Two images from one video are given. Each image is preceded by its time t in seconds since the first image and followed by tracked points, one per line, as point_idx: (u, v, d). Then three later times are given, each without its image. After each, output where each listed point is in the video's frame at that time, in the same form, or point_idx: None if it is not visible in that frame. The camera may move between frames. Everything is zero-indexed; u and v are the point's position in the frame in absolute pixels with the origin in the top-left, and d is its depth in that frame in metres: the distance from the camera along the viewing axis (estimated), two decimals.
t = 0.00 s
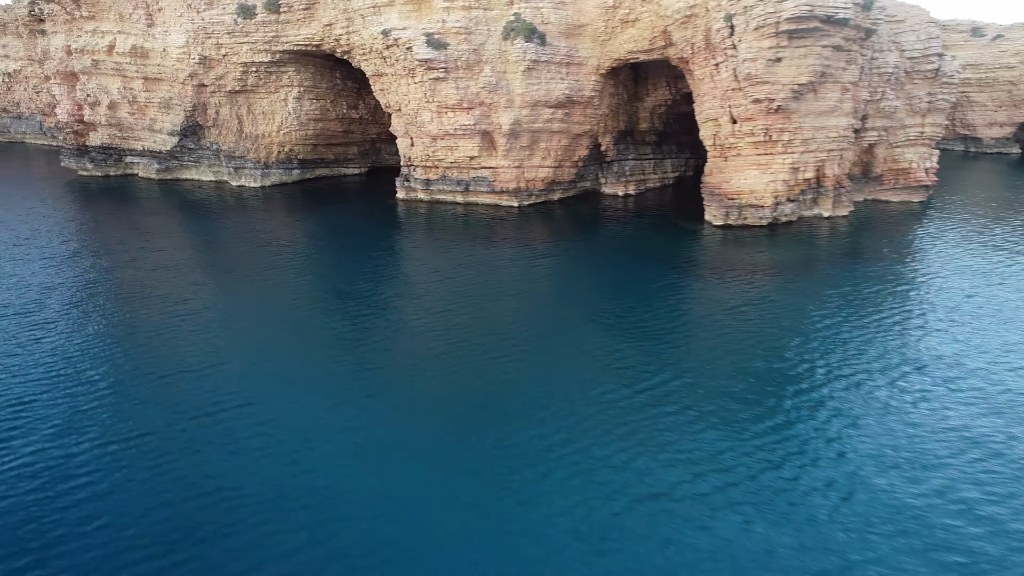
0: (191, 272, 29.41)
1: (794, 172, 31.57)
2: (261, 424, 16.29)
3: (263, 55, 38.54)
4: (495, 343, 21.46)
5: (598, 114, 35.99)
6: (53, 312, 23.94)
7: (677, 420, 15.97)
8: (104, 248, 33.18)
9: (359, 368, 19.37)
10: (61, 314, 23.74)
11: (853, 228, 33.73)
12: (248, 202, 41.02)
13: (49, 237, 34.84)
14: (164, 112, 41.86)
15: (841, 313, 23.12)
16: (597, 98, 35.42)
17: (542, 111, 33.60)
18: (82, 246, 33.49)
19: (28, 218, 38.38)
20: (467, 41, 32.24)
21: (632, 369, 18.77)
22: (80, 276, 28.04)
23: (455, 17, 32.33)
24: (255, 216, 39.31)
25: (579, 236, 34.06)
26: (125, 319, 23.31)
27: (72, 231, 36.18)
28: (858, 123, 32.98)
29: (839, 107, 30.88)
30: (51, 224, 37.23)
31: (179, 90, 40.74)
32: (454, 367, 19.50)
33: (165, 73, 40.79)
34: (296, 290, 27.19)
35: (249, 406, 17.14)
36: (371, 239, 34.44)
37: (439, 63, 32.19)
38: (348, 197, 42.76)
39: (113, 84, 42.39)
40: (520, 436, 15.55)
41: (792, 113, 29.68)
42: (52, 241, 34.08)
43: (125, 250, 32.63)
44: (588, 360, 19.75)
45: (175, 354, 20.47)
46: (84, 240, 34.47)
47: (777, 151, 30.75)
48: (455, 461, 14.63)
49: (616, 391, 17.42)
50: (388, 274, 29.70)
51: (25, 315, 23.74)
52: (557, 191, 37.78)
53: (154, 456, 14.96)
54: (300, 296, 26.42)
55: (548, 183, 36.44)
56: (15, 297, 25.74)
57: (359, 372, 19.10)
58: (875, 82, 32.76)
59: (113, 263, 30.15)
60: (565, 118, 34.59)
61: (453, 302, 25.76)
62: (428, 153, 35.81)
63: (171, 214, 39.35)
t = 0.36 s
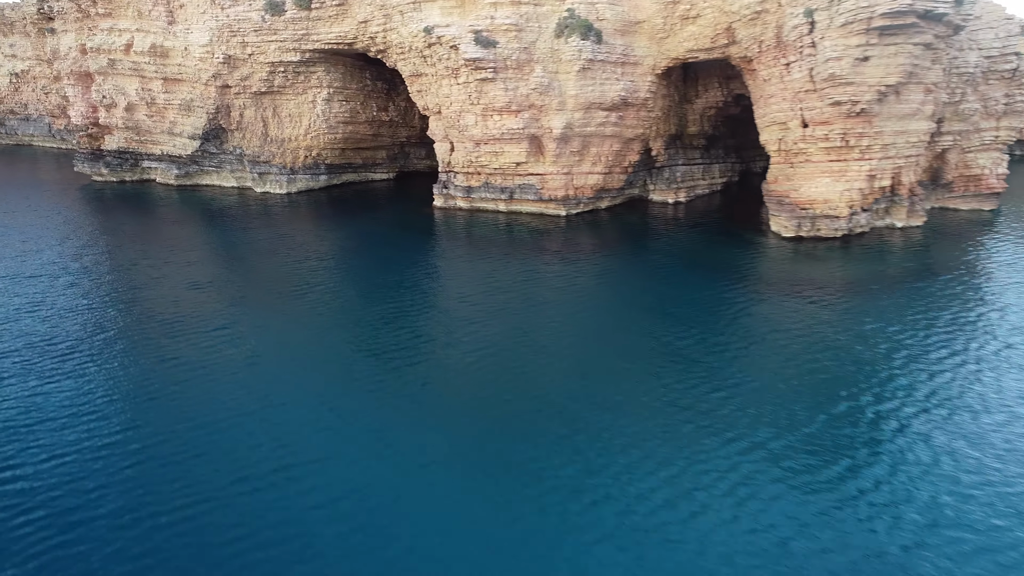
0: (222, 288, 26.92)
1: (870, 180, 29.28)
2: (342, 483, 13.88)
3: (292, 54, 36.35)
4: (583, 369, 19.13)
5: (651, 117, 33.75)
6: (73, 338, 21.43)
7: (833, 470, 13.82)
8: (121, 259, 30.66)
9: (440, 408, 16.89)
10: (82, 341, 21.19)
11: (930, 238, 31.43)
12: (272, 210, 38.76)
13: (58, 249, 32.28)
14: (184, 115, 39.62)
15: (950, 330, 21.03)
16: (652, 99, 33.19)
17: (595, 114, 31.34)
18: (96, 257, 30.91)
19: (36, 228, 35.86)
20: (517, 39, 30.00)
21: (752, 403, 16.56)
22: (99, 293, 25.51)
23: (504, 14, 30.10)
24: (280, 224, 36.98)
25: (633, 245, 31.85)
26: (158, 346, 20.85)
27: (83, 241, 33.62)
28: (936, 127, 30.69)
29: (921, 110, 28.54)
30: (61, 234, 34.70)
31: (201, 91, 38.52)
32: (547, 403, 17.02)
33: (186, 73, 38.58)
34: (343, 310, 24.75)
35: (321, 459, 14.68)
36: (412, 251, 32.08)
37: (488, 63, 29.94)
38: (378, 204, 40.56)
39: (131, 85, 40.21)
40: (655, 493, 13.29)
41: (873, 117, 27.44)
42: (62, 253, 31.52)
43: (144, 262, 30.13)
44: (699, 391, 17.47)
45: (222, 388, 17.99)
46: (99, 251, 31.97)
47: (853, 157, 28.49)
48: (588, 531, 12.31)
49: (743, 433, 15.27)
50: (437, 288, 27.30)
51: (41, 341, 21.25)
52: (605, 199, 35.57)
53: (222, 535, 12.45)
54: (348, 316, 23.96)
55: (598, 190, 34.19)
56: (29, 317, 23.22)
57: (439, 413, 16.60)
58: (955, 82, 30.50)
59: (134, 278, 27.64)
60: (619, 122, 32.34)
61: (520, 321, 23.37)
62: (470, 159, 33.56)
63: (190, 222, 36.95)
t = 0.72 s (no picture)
0: (253, 307, 24.24)
1: (955, 190, 26.57)
2: None
3: (318, 53, 33.94)
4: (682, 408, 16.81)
5: (708, 120, 31.28)
6: (95, 373, 18.89)
7: None
8: (138, 274, 28.05)
9: (537, 468, 14.54)
10: (105, 376, 18.68)
11: (1015, 250, 28.68)
12: (295, 219, 36.29)
13: (67, 264, 29.79)
14: (201, 118, 37.26)
15: None
16: (709, 102, 30.75)
17: (651, 118, 28.89)
18: (109, 271, 28.32)
19: (41, 240, 33.38)
20: (569, 36, 27.51)
21: (886, 454, 14.39)
22: (119, 316, 22.93)
23: (553, 8, 27.64)
24: (305, 234, 34.49)
25: (692, 259, 29.45)
26: (193, 387, 18.22)
27: (94, 254, 31.11)
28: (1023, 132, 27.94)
29: (1012, 114, 25.75)
30: (69, 247, 32.17)
31: (219, 92, 36.13)
32: (657, 459, 14.72)
33: (203, 73, 36.24)
34: (392, 331, 22.20)
35: (422, 548, 12.21)
36: (450, 263, 29.60)
37: (537, 62, 27.48)
38: (406, 212, 38.14)
39: (144, 86, 37.90)
40: None
41: (965, 122, 24.99)
42: (72, 268, 29.00)
43: (163, 277, 27.50)
44: (821, 436, 15.23)
45: (278, 444, 15.46)
46: (113, 264, 29.35)
47: (938, 166, 25.95)
48: None
49: (897, 503, 12.93)
50: (488, 305, 24.81)
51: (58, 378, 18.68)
52: (654, 209, 33.16)
53: None
54: (399, 341, 21.38)
55: (649, 200, 31.75)
56: (42, 348, 20.63)
57: (539, 476, 14.25)
58: None
59: (153, 296, 25.09)
60: (675, 126, 29.88)
61: (591, 342, 20.92)
62: (512, 166, 31.13)
63: (208, 232, 34.38)
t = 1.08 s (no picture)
0: (272, 335, 21.51)
1: None
2: None
3: (342, 53, 31.43)
4: (794, 463, 14.41)
5: (767, 125, 28.75)
6: (98, 420, 16.20)
7: None
8: (140, 292, 25.23)
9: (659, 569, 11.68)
10: (110, 424, 16.00)
11: None
12: (314, 231, 33.77)
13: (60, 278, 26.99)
14: (213, 122, 34.77)
15: None
16: (771, 106, 28.20)
17: (711, 124, 26.35)
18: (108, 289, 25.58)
19: (34, 252, 30.70)
20: (624, 34, 24.91)
21: None
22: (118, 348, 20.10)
23: (606, 3, 25.05)
24: (326, 248, 31.80)
25: (755, 275, 26.90)
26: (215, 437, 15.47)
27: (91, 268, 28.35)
28: None
29: None
30: (65, 260, 29.43)
31: (233, 95, 33.59)
32: (799, 551, 11.91)
33: (216, 74, 33.77)
34: (429, 363, 19.57)
35: None
36: (483, 282, 27.03)
37: (590, 63, 24.86)
38: (434, 224, 35.56)
39: (153, 88, 35.50)
40: None
41: None
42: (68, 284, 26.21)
43: (169, 297, 24.76)
44: (985, 514, 12.59)
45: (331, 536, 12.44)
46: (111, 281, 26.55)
47: None
48: None
49: None
50: (532, 328, 22.24)
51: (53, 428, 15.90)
52: (706, 222, 30.62)
53: None
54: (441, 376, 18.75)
55: (703, 212, 29.20)
56: (35, 388, 17.88)
57: None
58: None
59: (159, 320, 22.36)
60: (735, 132, 27.33)
61: (664, 378, 18.40)
62: (555, 176, 28.57)
63: (220, 247, 31.77)
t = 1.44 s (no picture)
0: (285, 363, 18.92)
1: None
2: None
3: (364, 53, 28.79)
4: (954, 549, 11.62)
5: (835, 133, 26.08)
6: (80, 486, 13.49)
7: None
8: (134, 315, 22.54)
9: None
10: (94, 493, 13.27)
11: None
12: (330, 245, 31.05)
13: (42, 299, 24.18)
14: (222, 127, 32.18)
15: None
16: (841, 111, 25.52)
17: (779, 132, 23.70)
18: (97, 312, 22.83)
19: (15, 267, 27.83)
20: (686, 31, 22.24)
21: None
22: (109, 387, 17.45)
23: None
24: (346, 264, 29.03)
25: (828, 295, 24.14)
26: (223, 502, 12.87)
27: (78, 287, 25.57)
28: None
29: None
30: (50, 277, 26.64)
31: (244, 98, 30.97)
32: None
33: (226, 76, 31.18)
34: (466, 400, 17.06)
35: None
36: (517, 303, 24.45)
37: (649, 63, 22.19)
38: (461, 237, 32.87)
39: (157, 91, 32.95)
40: None
41: None
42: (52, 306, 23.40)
43: (166, 321, 22.07)
44: None
45: None
46: (101, 302, 23.82)
47: None
48: None
49: None
50: (579, 359, 19.70)
51: (24, 498, 13.17)
52: (764, 237, 27.93)
53: None
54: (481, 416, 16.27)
55: (763, 227, 26.54)
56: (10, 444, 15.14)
57: None
58: None
59: (155, 350, 19.68)
60: (803, 141, 24.66)
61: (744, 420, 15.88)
62: (602, 188, 25.87)
63: (227, 264, 29.07)
